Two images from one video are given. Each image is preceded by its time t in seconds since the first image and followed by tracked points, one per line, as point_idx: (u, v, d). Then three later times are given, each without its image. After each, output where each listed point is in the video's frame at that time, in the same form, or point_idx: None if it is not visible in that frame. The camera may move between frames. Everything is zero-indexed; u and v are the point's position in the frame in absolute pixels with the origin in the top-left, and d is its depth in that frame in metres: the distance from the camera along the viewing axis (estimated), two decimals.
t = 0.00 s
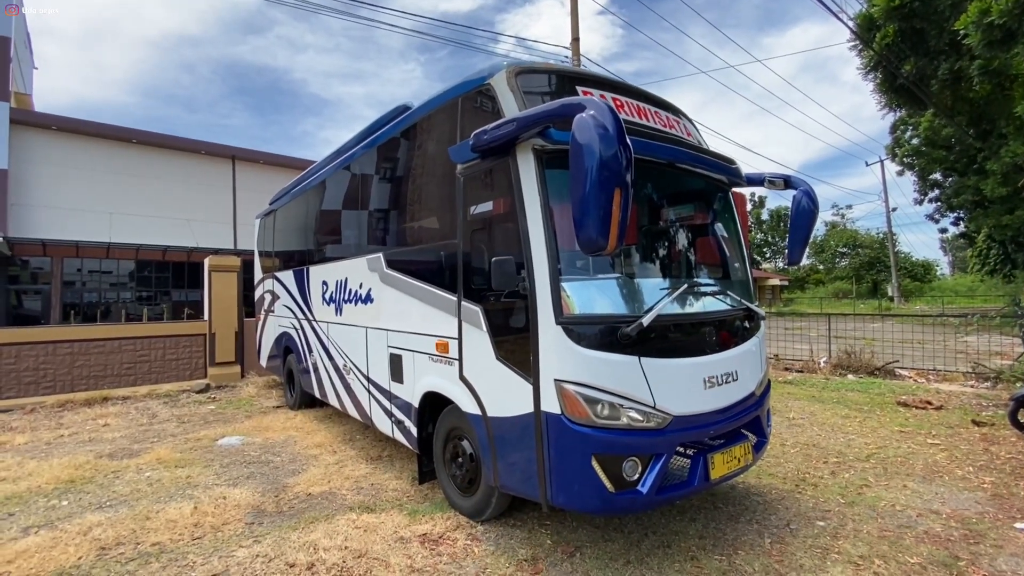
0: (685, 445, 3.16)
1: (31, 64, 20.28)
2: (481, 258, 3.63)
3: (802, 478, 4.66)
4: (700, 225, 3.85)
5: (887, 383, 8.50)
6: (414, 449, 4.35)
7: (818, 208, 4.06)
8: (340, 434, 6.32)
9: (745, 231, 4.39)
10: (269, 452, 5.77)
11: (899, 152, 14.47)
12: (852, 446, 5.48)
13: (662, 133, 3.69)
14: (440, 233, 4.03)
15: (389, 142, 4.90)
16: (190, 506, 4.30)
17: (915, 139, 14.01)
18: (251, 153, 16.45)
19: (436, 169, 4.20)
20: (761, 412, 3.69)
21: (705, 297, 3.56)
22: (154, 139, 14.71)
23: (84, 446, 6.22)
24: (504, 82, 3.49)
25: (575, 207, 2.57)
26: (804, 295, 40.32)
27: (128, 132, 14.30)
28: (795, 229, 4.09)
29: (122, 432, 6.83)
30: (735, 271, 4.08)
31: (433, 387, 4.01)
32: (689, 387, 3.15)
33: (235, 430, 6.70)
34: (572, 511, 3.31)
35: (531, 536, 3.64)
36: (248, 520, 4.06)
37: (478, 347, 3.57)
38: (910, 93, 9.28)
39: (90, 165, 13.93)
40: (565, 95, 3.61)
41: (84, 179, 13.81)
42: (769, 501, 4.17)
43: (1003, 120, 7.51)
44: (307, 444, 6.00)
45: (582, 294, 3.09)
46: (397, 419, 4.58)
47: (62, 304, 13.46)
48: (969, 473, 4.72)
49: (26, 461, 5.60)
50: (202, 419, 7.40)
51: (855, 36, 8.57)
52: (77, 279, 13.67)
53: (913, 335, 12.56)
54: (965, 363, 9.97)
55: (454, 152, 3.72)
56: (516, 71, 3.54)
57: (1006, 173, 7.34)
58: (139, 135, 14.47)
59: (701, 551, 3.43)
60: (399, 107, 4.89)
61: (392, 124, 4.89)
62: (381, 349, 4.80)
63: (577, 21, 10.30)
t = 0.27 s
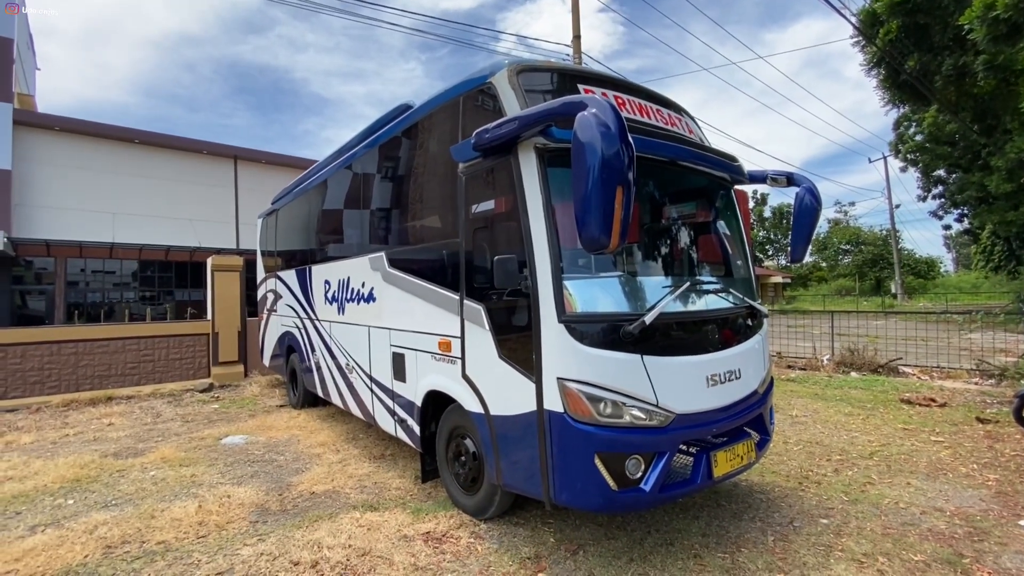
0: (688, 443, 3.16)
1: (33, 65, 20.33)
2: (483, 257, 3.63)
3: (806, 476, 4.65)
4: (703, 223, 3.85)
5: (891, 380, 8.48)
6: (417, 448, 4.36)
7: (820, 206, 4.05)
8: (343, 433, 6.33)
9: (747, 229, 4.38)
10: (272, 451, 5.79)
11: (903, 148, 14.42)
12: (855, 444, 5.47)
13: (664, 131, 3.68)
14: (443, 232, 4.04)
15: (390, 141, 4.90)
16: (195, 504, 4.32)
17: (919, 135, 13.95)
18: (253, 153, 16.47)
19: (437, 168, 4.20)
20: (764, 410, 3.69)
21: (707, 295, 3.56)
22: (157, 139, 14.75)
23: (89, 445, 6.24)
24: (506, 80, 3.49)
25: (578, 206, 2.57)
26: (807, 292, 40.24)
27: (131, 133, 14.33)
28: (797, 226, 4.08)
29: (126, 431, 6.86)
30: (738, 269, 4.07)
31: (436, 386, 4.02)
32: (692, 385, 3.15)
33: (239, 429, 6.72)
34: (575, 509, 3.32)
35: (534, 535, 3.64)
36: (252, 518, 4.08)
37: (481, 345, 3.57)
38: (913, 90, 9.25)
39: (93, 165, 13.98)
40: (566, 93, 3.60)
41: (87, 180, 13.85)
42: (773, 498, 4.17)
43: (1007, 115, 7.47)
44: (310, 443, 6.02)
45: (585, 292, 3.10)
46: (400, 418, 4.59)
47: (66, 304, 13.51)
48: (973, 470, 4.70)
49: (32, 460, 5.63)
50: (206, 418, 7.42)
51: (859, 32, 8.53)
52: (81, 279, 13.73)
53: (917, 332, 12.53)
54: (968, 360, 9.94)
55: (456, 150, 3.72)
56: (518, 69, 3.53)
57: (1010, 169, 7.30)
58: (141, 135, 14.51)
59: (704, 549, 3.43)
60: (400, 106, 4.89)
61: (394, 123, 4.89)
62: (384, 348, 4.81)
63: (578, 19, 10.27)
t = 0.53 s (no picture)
0: (689, 443, 3.17)
1: (36, 67, 20.40)
2: (483, 257, 3.63)
3: (807, 475, 4.65)
4: (703, 223, 3.85)
5: (893, 379, 8.47)
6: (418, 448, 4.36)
7: (821, 205, 4.04)
8: (345, 434, 6.34)
9: (748, 228, 4.37)
10: (274, 451, 5.80)
11: (905, 147, 14.38)
12: (857, 443, 5.47)
13: (664, 131, 3.68)
14: (443, 233, 4.04)
15: (391, 142, 4.91)
16: (197, 504, 4.33)
17: (921, 134, 13.92)
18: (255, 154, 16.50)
19: (438, 168, 4.20)
20: (766, 409, 3.69)
21: (708, 295, 3.56)
22: (159, 140, 14.77)
23: (92, 446, 6.27)
24: (506, 81, 3.49)
25: (578, 206, 2.58)
26: (809, 291, 40.17)
27: (133, 134, 14.36)
28: (798, 225, 4.08)
29: (129, 431, 6.88)
30: (738, 269, 4.07)
31: (437, 386, 4.02)
32: (693, 384, 3.15)
33: (241, 430, 6.74)
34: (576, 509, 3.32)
35: (535, 534, 3.65)
36: (254, 518, 4.09)
37: (482, 345, 3.58)
38: (915, 88, 9.23)
39: (96, 167, 14.01)
40: (566, 93, 3.61)
41: (90, 181, 13.88)
42: (774, 498, 4.17)
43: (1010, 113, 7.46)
44: (312, 443, 6.03)
45: (585, 292, 3.10)
46: (401, 418, 4.59)
47: (70, 305, 13.55)
48: (976, 470, 4.69)
49: (35, 461, 5.65)
50: (209, 418, 7.45)
51: (861, 30, 8.52)
52: (84, 280, 13.77)
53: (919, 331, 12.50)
54: (971, 359, 9.91)
55: (457, 151, 3.73)
56: (518, 69, 3.54)
57: (1013, 167, 7.28)
58: (143, 136, 14.53)
59: (705, 548, 3.43)
60: (401, 107, 4.90)
61: (395, 124, 4.90)
62: (385, 348, 4.81)
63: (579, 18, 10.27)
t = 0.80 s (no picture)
0: (689, 443, 3.17)
1: (37, 69, 20.45)
2: (484, 257, 3.64)
3: (808, 475, 4.65)
4: (704, 223, 3.85)
5: (894, 379, 8.46)
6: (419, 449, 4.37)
7: (822, 205, 4.05)
8: (346, 434, 6.35)
9: (748, 229, 4.38)
10: (276, 452, 5.81)
11: (906, 147, 14.37)
12: (858, 443, 5.46)
13: (664, 131, 3.69)
14: (444, 233, 4.05)
15: (392, 143, 4.92)
16: (199, 505, 4.34)
17: (922, 133, 13.90)
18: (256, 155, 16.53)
19: (439, 169, 4.21)
20: (766, 409, 3.69)
21: (708, 295, 3.56)
22: (160, 142, 14.79)
23: (94, 447, 6.28)
24: (506, 82, 3.50)
25: (578, 206, 2.58)
26: (811, 292, 40.13)
27: (135, 136, 14.38)
28: (799, 226, 4.08)
29: (131, 432, 6.90)
30: (739, 269, 4.07)
31: (438, 386, 4.03)
32: (693, 384, 3.15)
33: (242, 430, 6.75)
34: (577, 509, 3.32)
35: (536, 535, 3.65)
36: (256, 519, 4.10)
37: (482, 346, 3.58)
38: (916, 88, 9.22)
39: (98, 168, 14.04)
40: (567, 94, 3.62)
41: (92, 183, 13.91)
42: (775, 498, 4.17)
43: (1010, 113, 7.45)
44: (313, 444, 6.04)
45: (585, 292, 3.10)
46: (402, 418, 4.60)
47: (72, 307, 13.58)
48: (977, 470, 4.69)
49: (38, 461, 5.67)
50: (210, 419, 7.46)
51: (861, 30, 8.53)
52: (86, 281, 13.80)
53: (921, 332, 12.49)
54: (973, 359, 9.90)
55: (457, 152, 3.73)
56: (518, 71, 3.54)
57: (1015, 167, 7.28)
58: (145, 138, 14.56)
59: (706, 548, 3.43)
60: (402, 108, 4.91)
61: (395, 125, 4.92)
62: (386, 349, 4.82)
63: (579, 19, 10.28)
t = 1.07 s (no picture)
0: (691, 445, 3.17)
1: (40, 72, 20.53)
2: (485, 259, 3.65)
3: (810, 477, 4.64)
4: (705, 225, 3.85)
5: (896, 381, 8.45)
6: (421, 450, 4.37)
7: (823, 207, 4.05)
8: (347, 436, 6.36)
9: (749, 230, 4.38)
10: (277, 454, 5.81)
11: (908, 148, 14.37)
12: (860, 445, 5.45)
13: (665, 133, 3.69)
14: (445, 235, 4.06)
15: (393, 145, 4.93)
16: (200, 507, 4.35)
17: (924, 135, 13.89)
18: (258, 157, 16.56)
19: (440, 171, 4.22)
20: (768, 411, 3.69)
21: (709, 297, 3.56)
22: (162, 144, 14.82)
23: (96, 448, 6.29)
24: (507, 84, 3.51)
25: (579, 208, 2.59)
26: (812, 293, 40.08)
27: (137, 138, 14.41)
28: (800, 227, 4.08)
29: (133, 434, 6.90)
30: (740, 271, 4.07)
31: (440, 388, 4.03)
32: (694, 386, 3.16)
33: (244, 432, 6.76)
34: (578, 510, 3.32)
35: (538, 537, 3.65)
36: (257, 521, 4.10)
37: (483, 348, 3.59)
38: (917, 90, 9.22)
39: (100, 171, 14.07)
40: (568, 96, 3.62)
41: (94, 185, 13.94)
42: (777, 500, 4.16)
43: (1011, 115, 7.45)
44: (315, 446, 6.04)
45: (586, 294, 3.11)
46: (404, 420, 4.60)
47: (74, 308, 13.61)
48: (979, 472, 4.68)
49: (40, 463, 5.67)
50: (212, 421, 7.47)
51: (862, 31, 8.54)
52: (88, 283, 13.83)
53: (922, 333, 12.48)
54: (975, 361, 9.88)
55: (459, 154, 3.74)
56: (519, 73, 3.55)
57: (1016, 168, 7.27)
58: (147, 141, 14.59)
59: (708, 550, 3.43)
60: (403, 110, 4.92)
61: (397, 128, 4.93)
62: (387, 350, 4.83)
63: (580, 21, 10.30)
